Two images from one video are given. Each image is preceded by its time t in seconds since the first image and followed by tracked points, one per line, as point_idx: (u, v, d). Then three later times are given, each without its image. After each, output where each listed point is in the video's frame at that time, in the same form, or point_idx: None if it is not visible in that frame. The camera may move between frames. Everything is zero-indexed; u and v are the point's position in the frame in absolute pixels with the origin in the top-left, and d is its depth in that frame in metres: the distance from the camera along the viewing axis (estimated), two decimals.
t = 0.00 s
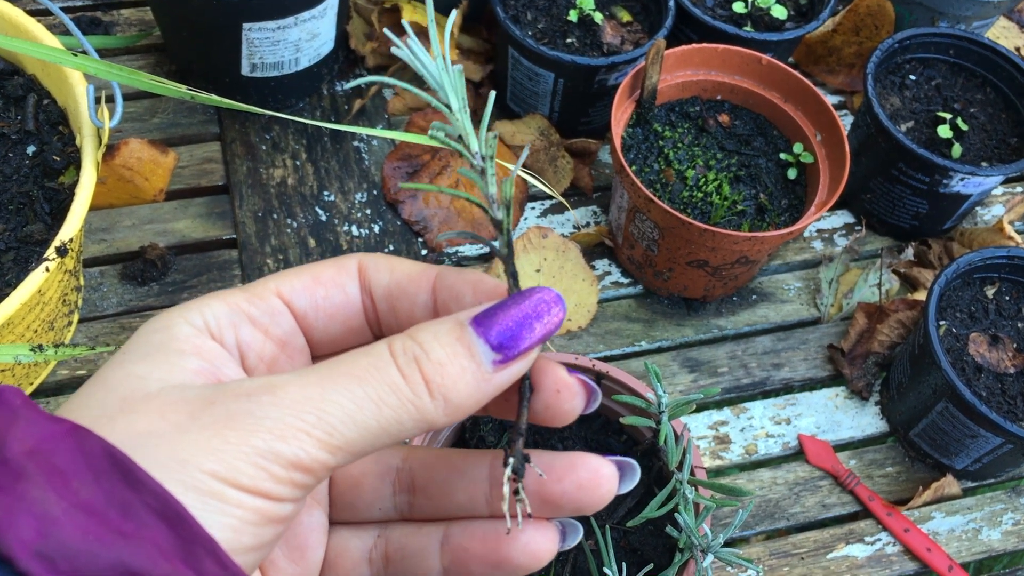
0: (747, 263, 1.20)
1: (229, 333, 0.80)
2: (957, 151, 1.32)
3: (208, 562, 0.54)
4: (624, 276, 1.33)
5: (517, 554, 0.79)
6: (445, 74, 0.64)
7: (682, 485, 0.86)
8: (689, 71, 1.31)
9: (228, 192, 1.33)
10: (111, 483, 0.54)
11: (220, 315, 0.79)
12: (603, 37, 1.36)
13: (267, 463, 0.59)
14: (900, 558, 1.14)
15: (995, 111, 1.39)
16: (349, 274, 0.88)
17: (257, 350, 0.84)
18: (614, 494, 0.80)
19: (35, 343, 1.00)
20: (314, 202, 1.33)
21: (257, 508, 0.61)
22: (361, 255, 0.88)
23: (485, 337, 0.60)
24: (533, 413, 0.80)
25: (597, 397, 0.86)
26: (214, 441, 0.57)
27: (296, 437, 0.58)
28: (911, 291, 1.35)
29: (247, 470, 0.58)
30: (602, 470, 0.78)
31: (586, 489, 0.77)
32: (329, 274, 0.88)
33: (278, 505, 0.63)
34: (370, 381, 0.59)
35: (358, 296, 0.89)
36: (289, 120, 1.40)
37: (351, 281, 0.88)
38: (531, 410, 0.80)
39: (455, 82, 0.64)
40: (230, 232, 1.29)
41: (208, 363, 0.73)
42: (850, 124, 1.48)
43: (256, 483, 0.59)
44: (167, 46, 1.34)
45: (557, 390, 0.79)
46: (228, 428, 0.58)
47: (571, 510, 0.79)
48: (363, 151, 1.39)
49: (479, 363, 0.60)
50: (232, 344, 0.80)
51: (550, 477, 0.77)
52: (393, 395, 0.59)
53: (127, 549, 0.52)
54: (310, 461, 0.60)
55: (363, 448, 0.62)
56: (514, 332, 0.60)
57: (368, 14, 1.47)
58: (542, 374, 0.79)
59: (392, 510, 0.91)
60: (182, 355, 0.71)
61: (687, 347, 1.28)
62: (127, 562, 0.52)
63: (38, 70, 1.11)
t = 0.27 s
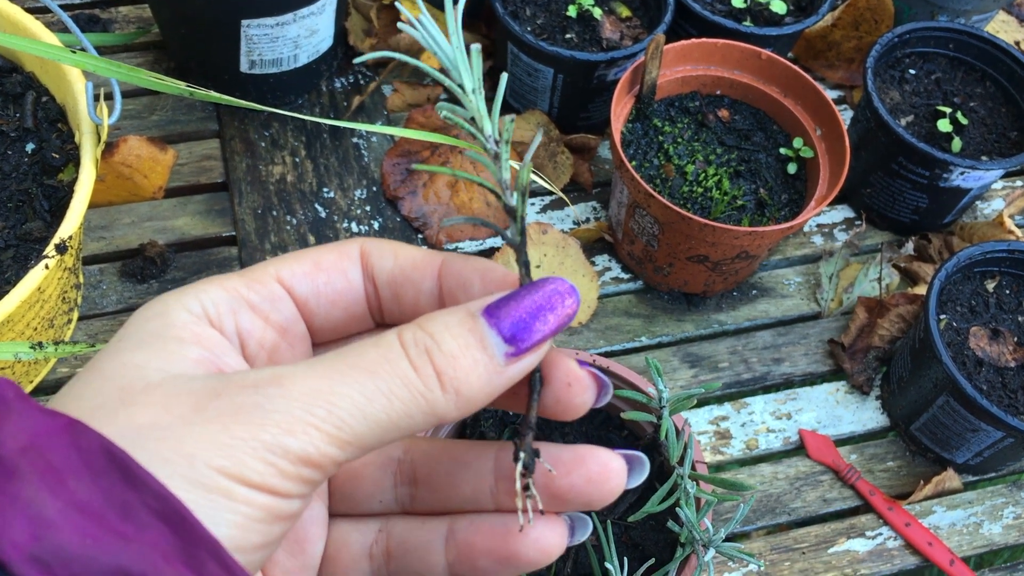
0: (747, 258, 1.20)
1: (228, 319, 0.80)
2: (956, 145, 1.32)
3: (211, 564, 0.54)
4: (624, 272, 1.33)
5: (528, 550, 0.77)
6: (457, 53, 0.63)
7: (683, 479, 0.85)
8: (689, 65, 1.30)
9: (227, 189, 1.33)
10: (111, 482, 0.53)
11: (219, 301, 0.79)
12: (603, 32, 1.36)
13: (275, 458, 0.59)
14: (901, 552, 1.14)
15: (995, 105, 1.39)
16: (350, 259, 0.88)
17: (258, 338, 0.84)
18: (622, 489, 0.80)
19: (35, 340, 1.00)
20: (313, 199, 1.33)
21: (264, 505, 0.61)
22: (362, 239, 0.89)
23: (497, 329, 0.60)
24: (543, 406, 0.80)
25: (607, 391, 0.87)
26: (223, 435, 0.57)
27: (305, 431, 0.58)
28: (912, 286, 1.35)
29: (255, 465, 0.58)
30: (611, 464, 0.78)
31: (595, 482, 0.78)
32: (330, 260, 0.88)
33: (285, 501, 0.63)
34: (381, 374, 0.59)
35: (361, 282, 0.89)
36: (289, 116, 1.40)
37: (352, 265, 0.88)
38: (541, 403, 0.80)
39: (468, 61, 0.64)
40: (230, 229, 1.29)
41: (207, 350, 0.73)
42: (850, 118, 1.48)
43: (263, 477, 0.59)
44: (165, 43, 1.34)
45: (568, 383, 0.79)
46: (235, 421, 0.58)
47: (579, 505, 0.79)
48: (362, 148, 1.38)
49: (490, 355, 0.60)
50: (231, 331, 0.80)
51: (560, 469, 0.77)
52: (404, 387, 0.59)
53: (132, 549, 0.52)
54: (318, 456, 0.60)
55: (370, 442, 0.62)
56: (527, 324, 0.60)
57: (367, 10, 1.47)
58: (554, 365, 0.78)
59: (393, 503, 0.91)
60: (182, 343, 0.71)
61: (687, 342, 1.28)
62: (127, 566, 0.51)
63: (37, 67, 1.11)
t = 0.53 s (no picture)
0: (747, 253, 1.20)
1: (228, 324, 0.80)
2: (957, 139, 1.31)
3: None
4: (624, 268, 1.33)
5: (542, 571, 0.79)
6: (476, 47, 0.69)
7: (683, 475, 0.85)
8: (688, 61, 1.30)
9: (226, 187, 1.33)
10: (107, 512, 0.51)
11: (218, 305, 0.79)
12: (602, 27, 1.35)
13: (283, 476, 0.58)
14: (903, 548, 1.13)
15: (995, 99, 1.39)
16: (359, 262, 0.90)
17: (260, 342, 0.84)
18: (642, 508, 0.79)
19: (33, 338, 1.00)
20: (312, 196, 1.32)
21: (272, 527, 0.61)
22: (369, 240, 0.90)
23: (516, 337, 0.61)
24: (562, 415, 0.81)
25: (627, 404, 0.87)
26: (228, 453, 0.56)
27: (315, 446, 0.58)
28: (912, 281, 1.35)
29: (261, 484, 0.58)
30: (630, 481, 0.77)
31: (612, 500, 0.77)
32: (337, 261, 0.89)
33: (294, 521, 0.63)
34: (394, 386, 0.59)
35: (367, 284, 0.90)
36: (287, 113, 1.40)
37: (361, 268, 0.90)
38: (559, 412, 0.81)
39: (486, 55, 0.69)
40: (228, 226, 1.28)
41: (207, 356, 0.72)
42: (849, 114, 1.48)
43: (271, 497, 0.59)
44: (163, 40, 1.34)
45: (587, 393, 0.80)
46: (242, 437, 0.57)
47: (595, 524, 0.79)
48: (361, 145, 1.38)
49: (509, 364, 0.61)
50: (232, 336, 0.80)
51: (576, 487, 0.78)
52: (419, 398, 0.59)
53: None
54: (330, 473, 0.60)
55: (383, 456, 0.62)
56: (545, 330, 0.61)
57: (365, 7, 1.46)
58: (572, 376, 0.80)
59: (399, 517, 0.91)
60: (181, 350, 0.70)
61: (687, 339, 1.28)
62: None
63: (34, 64, 1.10)
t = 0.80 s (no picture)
0: (749, 251, 1.20)
1: (197, 306, 0.78)
2: (958, 136, 1.31)
3: None
4: (625, 265, 1.33)
5: (540, 538, 0.78)
6: (429, 18, 0.70)
7: (686, 473, 0.85)
8: (689, 58, 1.30)
9: (225, 185, 1.32)
10: (76, 510, 0.51)
11: (185, 289, 0.78)
12: (602, 24, 1.35)
13: (259, 453, 0.58)
14: (905, 545, 1.13)
15: (996, 96, 1.38)
16: (330, 238, 0.89)
17: (232, 325, 0.82)
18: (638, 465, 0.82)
19: (33, 337, 1.00)
20: (312, 194, 1.32)
21: (251, 506, 0.60)
22: (340, 218, 0.90)
23: (494, 299, 0.60)
24: (557, 375, 0.82)
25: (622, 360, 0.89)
26: (198, 432, 0.55)
27: (290, 420, 0.57)
28: (914, 278, 1.34)
29: (237, 462, 0.57)
30: (626, 439, 0.80)
31: (610, 459, 0.79)
32: (307, 241, 0.89)
33: (272, 500, 0.62)
34: (370, 355, 0.58)
35: (341, 261, 0.90)
36: (287, 111, 1.39)
37: (333, 246, 0.90)
38: (555, 372, 0.82)
39: (440, 25, 0.71)
40: (228, 224, 1.28)
41: (179, 345, 0.70)
42: (850, 111, 1.48)
43: (246, 475, 0.58)
44: (162, 38, 1.33)
45: (582, 351, 0.81)
46: (213, 414, 0.56)
47: (593, 485, 0.81)
48: (361, 143, 1.38)
49: (489, 327, 0.60)
50: (201, 320, 0.78)
51: (573, 449, 0.79)
52: (396, 366, 0.58)
53: None
54: (308, 449, 0.59)
55: (363, 429, 0.61)
56: (523, 290, 0.61)
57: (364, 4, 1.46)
58: (565, 336, 0.81)
59: (389, 497, 0.91)
60: (150, 337, 0.68)
61: (688, 336, 1.28)
62: None
63: (33, 62, 1.10)
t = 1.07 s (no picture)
0: (751, 251, 1.19)
1: (183, 299, 0.77)
2: (961, 137, 1.31)
3: None
4: (628, 266, 1.32)
5: (544, 520, 0.76)
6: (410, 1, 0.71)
7: (689, 475, 0.85)
8: (692, 58, 1.30)
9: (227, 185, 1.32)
10: (43, 501, 0.47)
11: (172, 281, 0.77)
12: (604, 24, 1.35)
13: (227, 434, 0.56)
14: (907, 547, 1.13)
15: (999, 97, 1.38)
16: (322, 227, 0.89)
17: (220, 315, 0.82)
18: (645, 436, 0.80)
19: (35, 337, 0.99)
20: (314, 194, 1.32)
21: (220, 490, 0.58)
22: (333, 206, 0.90)
23: (476, 272, 0.59)
24: (554, 348, 0.80)
25: (624, 329, 0.85)
26: (163, 414, 0.54)
27: (260, 400, 0.56)
28: (917, 279, 1.34)
29: (202, 443, 0.55)
30: (630, 409, 0.78)
31: (613, 431, 0.78)
32: (298, 230, 0.89)
33: (245, 485, 0.60)
34: (345, 332, 0.57)
35: (333, 248, 0.89)
36: (289, 111, 1.39)
37: (324, 233, 0.89)
38: (551, 345, 0.80)
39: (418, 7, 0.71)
40: (230, 225, 1.28)
41: (159, 334, 0.70)
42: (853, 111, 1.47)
43: (216, 457, 0.56)
44: (164, 37, 1.33)
45: (578, 320, 0.79)
46: (180, 396, 0.55)
47: (598, 460, 0.79)
48: (363, 143, 1.38)
49: (471, 300, 0.59)
50: (188, 311, 0.77)
51: (573, 423, 0.78)
52: (372, 342, 0.57)
53: None
54: (283, 431, 0.58)
55: (342, 410, 0.60)
56: (504, 260, 0.59)
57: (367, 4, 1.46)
58: (560, 306, 0.79)
59: (392, 487, 0.90)
60: (131, 328, 0.68)
61: (691, 337, 1.28)
62: None
63: (35, 62, 1.09)
